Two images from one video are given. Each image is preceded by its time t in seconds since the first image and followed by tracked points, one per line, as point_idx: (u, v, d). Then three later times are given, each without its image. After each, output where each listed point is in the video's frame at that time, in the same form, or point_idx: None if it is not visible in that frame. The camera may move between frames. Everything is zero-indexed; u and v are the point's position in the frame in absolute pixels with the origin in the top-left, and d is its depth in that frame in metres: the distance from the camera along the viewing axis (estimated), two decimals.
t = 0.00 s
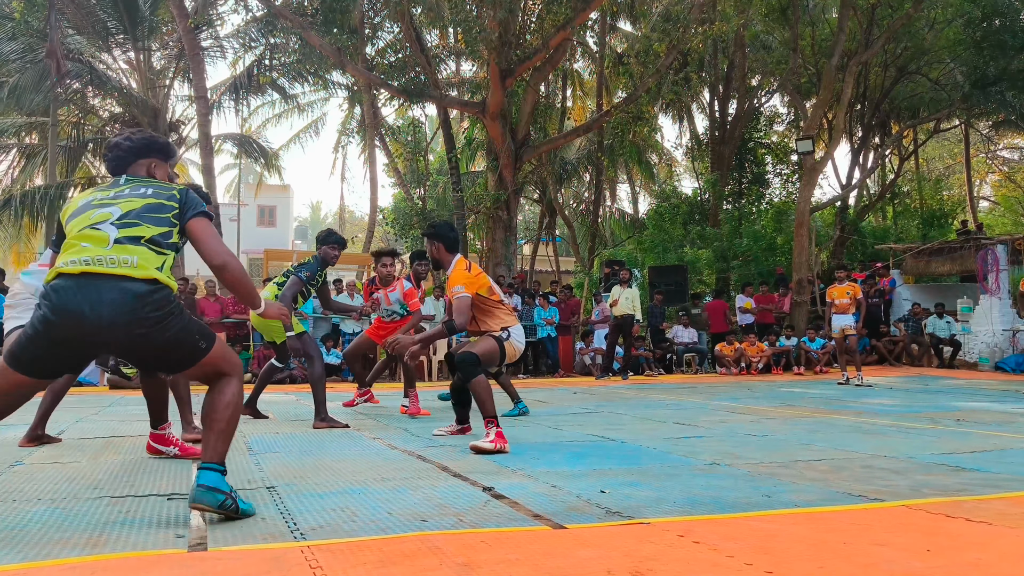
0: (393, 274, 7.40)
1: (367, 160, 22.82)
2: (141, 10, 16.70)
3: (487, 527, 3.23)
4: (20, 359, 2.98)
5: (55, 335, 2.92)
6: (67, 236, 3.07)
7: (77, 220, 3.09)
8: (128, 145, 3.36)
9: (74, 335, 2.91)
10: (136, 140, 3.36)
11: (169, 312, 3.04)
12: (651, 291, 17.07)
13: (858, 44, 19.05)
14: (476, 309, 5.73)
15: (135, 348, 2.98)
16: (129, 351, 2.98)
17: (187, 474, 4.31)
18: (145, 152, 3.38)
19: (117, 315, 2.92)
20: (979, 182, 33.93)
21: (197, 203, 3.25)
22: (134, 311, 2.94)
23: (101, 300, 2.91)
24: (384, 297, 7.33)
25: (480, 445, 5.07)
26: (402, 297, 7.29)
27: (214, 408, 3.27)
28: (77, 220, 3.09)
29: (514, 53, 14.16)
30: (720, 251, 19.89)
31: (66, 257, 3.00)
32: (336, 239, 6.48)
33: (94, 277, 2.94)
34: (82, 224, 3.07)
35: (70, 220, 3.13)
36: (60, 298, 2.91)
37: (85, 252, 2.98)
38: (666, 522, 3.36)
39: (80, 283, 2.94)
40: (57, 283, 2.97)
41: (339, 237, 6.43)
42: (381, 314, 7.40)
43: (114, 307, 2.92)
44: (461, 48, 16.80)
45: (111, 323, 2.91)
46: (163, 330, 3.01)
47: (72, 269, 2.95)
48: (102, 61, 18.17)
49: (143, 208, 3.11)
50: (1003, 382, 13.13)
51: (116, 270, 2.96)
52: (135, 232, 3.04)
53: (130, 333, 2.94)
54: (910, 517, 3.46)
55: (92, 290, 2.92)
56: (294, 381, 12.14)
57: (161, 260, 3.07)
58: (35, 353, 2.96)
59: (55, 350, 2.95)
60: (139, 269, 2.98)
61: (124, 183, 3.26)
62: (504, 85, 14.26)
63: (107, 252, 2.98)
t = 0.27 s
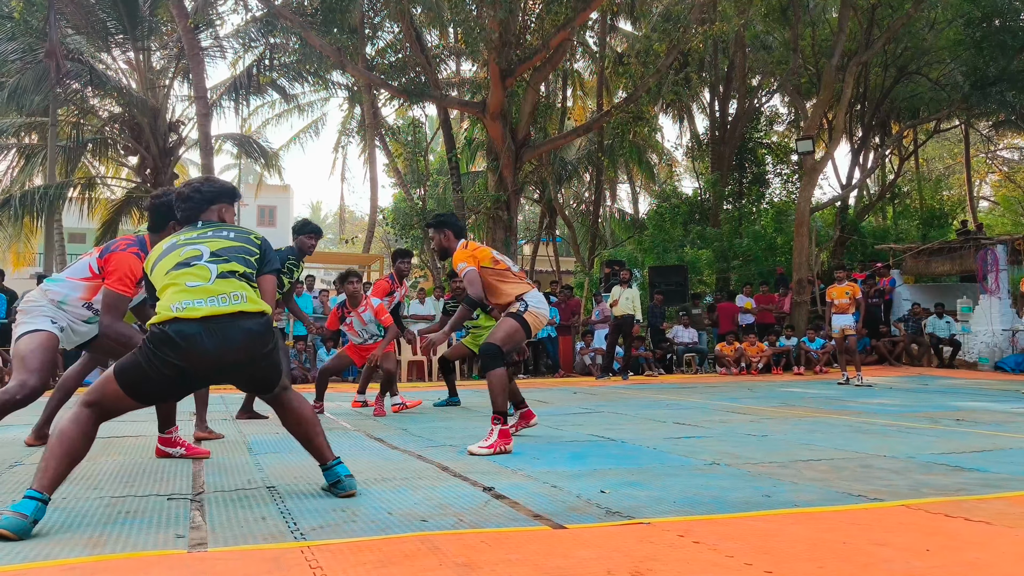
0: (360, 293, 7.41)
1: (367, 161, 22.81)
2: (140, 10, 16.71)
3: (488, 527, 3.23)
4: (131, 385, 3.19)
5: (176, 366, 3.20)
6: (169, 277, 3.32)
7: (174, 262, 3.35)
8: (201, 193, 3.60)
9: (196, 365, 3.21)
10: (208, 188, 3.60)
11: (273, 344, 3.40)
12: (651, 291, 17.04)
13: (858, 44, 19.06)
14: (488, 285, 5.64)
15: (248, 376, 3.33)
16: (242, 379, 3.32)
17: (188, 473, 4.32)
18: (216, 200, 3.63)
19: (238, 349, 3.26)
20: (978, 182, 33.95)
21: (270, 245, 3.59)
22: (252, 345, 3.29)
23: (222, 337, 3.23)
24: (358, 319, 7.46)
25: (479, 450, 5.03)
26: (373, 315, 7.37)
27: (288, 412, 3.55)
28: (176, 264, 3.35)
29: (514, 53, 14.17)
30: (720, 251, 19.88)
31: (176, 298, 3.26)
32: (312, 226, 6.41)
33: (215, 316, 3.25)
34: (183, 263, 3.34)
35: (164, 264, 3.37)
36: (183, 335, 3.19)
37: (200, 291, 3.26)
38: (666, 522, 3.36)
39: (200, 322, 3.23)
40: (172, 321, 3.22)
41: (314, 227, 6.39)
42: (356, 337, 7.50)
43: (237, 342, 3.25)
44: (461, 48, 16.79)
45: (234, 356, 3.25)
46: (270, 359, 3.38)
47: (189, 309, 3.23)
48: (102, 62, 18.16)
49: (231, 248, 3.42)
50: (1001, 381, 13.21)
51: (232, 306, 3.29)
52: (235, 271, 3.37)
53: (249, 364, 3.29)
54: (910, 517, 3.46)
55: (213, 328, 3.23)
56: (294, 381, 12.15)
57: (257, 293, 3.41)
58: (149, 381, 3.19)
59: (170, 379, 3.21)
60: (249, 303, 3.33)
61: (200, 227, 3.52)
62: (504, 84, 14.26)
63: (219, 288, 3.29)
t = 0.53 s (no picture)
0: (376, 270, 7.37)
1: (367, 161, 22.80)
2: (140, 10, 16.69)
3: (488, 527, 3.22)
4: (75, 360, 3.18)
5: (111, 331, 3.14)
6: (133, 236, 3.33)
7: (142, 224, 3.35)
8: (199, 170, 3.62)
9: (130, 330, 3.14)
10: (206, 165, 3.62)
11: (219, 317, 3.26)
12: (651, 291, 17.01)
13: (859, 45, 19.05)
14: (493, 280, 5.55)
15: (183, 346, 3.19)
16: (178, 348, 3.19)
17: (187, 473, 4.32)
18: (215, 175, 3.65)
19: (170, 312, 3.14)
20: (978, 182, 33.97)
21: (254, 225, 3.48)
22: (185, 309, 3.17)
23: (156, 298, 3.15)
24: (372, 297, 7.39)
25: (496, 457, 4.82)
26: (389, 293, 7.37)
27: (259, 415, 3.45)
28: (144, 225, 3.36)
29: (514, 53, 14.15)
30: (720, 252, 19.87)
31: (125, 254, 3.24)
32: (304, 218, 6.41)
33: (152, 276, 3.19)
34: (148, 226, 3.33)
35: (136, 224, 3.39)
36: (117, 297, 3.14)
37: (146, 251, 3.23)
38: (666, 522, 3.36)
39: (137, 283, 3.17)
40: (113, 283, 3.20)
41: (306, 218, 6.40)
42: (369, 317, 7.38)
43: (168, 304, 3.14)
44: (461, 48, 16.78)
45: (163, 319, 3.13)
46: (210, 329, 3.22)
47: (129, 266, 3.20)
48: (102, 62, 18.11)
49: (203, 219, 3.37)
50: (1001, 381, 13.20)
51: (173, 269, 3.21)
52: (196, 239, 3.30)
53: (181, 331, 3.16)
54: (909, 517, 3.46)
55: (148, 289, 3.16)
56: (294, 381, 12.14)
57: (211, 265, 3.31)
58: (88, 352, 3.16)
59: (110, 347, 3.17)
60: (191, 269, 3.22)
61: (192, 201, 3.52)
62: (504, 84, 14.25)
63: (166, 251, 3.24)
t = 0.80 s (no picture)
0: (394, 266, 7.32)
1: (366, 161, 22.79)
2: (139, 10, 16.69)
3: (487, 527, 3.22)
4: None
5: (19, 361, 2.98)
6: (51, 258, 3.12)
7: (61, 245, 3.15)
8: (137, 184, 3.41)
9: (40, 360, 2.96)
10: (143, 178, 3.40)
11: (139, 335, 3.07)
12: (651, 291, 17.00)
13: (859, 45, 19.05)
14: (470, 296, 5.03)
15: (101, 368, 3.02)
16: (93, 374, 3.02)
17: (187, 474, 4.31)
18: (154, 189, 3.42)
19: (77, 339, 2.96)
20: (978, 182, 33.97)
21: (184, 241, 3.25)
22: (95, 334, 2.97)
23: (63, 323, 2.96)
24: (391, 292, 7.27)
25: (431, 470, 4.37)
26: (407, 288, 7.29)
27: (206, 423, 3.30)
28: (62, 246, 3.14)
29: (514, 53, 14.14)
30: (720, 252, 19.87)
31: (37, 278, 3.03)
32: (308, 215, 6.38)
33: (58, 302, 2.98)
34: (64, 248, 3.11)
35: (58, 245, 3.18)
36: (21, 327, 2.96)
37: (56, 275, 3.02)
38: (666, 521, 3.36)
39: (43, 310, 2.97)
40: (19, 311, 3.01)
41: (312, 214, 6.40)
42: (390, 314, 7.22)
43: (75, 329, 2.96)
44: (461, 48, 16.78)
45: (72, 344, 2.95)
46: (125, 352, 3.04)
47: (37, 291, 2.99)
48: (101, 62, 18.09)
49: (126, 238, 3.14)
50: (1001, 381, 13.19)
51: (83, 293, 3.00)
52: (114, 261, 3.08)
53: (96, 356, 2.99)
54: (909, 516, 3.46)
55: (53, 315, 2.96)
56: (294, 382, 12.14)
57: (130, 285, 3.07)
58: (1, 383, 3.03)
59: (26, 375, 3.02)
60: (100, 292, 3.01)
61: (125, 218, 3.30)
62: (504, 84, 14.26)
63: (78, 274, 3.03)
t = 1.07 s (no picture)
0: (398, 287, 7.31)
1: (366, 161, 22.79)
2: (139, 10, 16.68)
3: (488, 527, 3.21)
4: None
5: (11, 337, 2.98)
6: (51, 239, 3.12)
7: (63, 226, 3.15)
8: (135, 160, 3.40)
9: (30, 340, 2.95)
10: (141, 155, 3.39)
11: (127, 319, 3.01)
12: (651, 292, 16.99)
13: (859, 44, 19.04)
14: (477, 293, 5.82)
15: (86, 350, 2.97)
16: (79, 354, 2.98)
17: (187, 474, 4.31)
18: (153, 166, 3.42)
19: (62, 318, 2.92)
20: (978, 182, 33.98)
21: (181, 215, 3.21)
22: (80, 313, 2.92)
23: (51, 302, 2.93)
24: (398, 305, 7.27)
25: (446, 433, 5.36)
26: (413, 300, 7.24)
27: (183, 421, 3.21)
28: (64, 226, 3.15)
29: (514, 53, 14.12)
30: (720, 252, 19.88)
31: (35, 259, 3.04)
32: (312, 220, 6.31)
33: (50, 281, 2.97)
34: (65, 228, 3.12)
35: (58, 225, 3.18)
36: (15, 302, 2.96)
37: (49, 255, 3.01)
38: (666, 521, 3.35)
39: (36, 288, 2.97)
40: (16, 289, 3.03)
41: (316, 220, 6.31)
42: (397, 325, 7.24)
43: (60, 309, 2.92)
44: (461, 47, 16.78)
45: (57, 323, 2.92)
46: (111, 333, 2.97)
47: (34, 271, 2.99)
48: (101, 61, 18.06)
49: (122, 216, 3.12)
50: (1001, 381, 13.17)
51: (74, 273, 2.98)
52: (109, 239, 3.06)
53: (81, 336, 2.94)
54: (909, 516, 3.45)
55: (43, 295, 2.95)
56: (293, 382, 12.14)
57: (123, 265, 3.05)
58: None
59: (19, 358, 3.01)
60: (89, 272, 2.97)
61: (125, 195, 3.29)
62: (505, 84, 14.27)
63: (70, 254, 3.00)
